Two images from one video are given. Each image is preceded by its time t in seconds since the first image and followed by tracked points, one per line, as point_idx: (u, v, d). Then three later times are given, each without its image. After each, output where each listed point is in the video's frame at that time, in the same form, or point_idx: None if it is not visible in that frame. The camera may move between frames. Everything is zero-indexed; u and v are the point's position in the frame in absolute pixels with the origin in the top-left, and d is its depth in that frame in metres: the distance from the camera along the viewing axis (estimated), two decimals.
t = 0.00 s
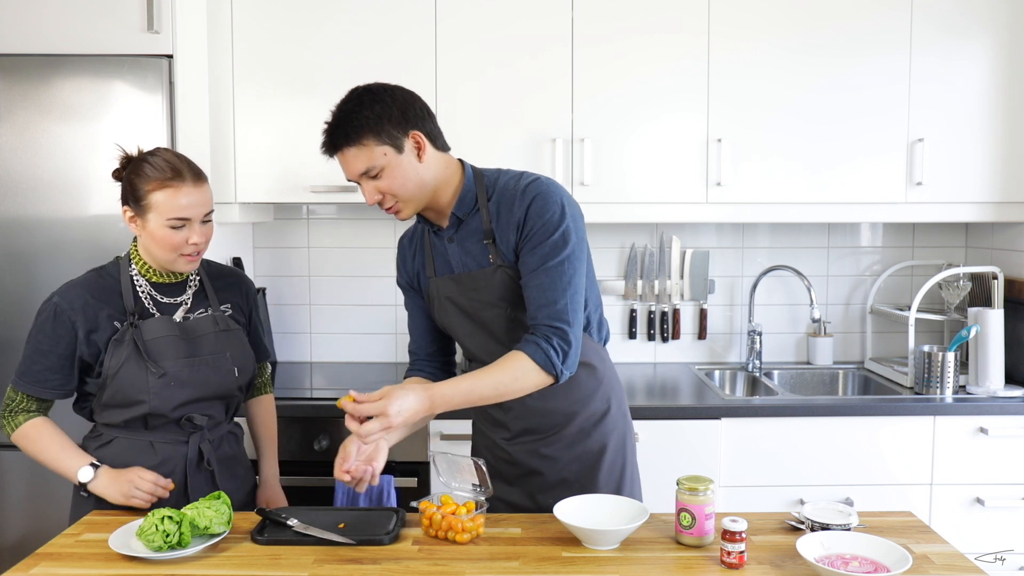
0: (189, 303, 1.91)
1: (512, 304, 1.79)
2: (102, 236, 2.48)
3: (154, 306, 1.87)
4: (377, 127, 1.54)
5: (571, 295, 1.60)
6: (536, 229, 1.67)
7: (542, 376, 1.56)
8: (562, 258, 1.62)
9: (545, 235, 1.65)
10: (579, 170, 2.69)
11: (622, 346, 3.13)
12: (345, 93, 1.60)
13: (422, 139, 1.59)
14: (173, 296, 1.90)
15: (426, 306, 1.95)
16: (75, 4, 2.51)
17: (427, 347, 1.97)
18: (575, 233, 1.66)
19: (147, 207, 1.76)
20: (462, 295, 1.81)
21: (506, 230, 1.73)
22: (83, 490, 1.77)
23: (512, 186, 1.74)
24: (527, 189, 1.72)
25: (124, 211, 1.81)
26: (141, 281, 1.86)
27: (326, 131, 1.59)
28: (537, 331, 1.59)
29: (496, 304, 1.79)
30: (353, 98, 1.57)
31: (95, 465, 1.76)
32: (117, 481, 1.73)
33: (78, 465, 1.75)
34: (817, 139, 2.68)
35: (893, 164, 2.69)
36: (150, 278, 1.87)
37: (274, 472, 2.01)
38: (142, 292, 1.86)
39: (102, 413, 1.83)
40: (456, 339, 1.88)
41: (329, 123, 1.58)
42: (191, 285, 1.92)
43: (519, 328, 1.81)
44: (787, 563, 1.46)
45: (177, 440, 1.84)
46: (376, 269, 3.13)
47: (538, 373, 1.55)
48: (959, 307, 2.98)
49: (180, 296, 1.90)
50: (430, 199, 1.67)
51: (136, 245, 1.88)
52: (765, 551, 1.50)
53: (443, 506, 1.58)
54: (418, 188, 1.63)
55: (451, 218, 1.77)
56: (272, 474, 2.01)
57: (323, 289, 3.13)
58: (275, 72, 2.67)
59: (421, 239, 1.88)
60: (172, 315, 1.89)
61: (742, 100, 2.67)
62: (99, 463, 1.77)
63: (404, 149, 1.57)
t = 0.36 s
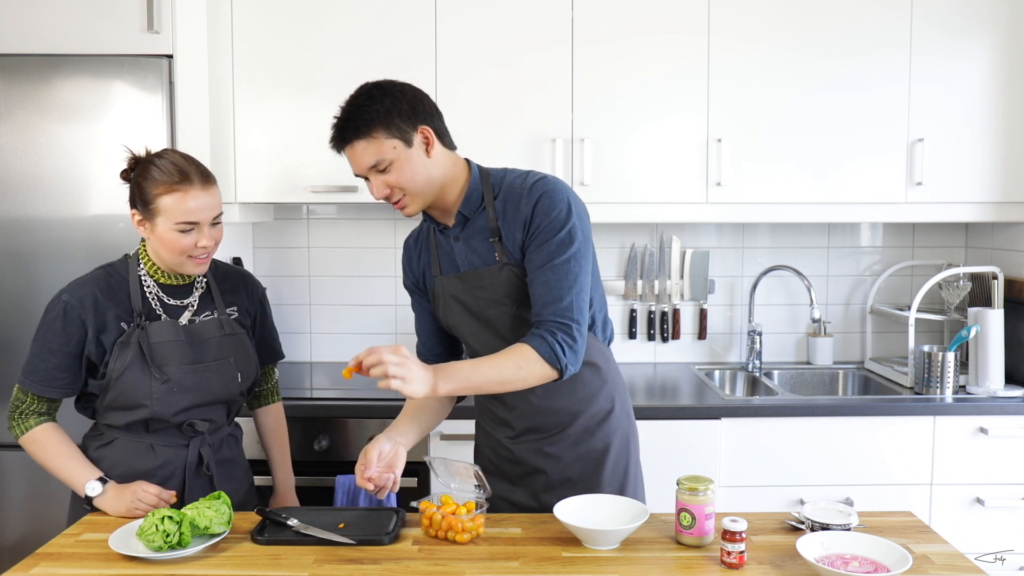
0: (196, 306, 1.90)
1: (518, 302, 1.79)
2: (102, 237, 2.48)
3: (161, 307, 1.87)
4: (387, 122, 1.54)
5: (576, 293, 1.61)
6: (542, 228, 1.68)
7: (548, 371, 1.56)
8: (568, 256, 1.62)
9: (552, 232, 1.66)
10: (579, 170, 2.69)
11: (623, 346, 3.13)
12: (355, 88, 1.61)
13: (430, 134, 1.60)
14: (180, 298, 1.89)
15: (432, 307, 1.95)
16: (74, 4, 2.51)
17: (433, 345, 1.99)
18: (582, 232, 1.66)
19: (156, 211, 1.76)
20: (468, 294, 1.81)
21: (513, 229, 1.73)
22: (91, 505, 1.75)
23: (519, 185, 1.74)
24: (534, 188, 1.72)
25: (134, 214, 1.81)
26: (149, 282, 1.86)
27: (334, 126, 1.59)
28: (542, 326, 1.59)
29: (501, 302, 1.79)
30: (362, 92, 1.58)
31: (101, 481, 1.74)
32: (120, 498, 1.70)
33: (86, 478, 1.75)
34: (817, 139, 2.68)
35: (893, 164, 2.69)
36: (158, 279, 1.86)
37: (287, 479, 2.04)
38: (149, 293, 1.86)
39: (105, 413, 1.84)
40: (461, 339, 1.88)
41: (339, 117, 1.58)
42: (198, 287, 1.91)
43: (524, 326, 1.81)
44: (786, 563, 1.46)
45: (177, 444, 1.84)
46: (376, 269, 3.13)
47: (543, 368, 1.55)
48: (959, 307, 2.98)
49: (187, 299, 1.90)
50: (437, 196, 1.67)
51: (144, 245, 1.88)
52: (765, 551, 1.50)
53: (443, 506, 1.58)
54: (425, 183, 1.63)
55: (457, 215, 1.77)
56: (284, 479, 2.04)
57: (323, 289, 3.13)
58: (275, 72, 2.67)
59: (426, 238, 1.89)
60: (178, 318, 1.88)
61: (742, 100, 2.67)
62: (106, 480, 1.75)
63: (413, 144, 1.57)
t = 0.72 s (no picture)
0: (197, 306, 1.90)
1: (518, 303, 1.79)
2: (102, 236, 2.48)
3: (163, 307, 1.87)
4: (390, 122, 1.54)
5: (576, 294, 1.61)
6: (543, 229, 1.68)
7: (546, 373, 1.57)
8: (569, 257, 1.62)
9: (553, 232, 1.66)
10: (579, 170, 2.68)
11: (622, 346, 3.13)
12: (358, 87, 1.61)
13: (433, 134, 1.59)
14: (181, 298, 1.89)
15: (433, 305, 1.95)
16: (74, 4, 2.51)
17: (433, 343, 1.99)
18: (583, 233, 1.66)
19: (158, 210, 1.76)
20: (469, 293, 1.81)
21: (514, 229, 1.73)
22: (91, 505, 1.75)
23: (521, 185, 1.74)
24: (535, 189, 1.72)
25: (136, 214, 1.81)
26: (150, 281, 1.86)
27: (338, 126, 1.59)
28: (541, 325, 1.60)
29: (502, 303, 1.79)
30: (366, 92, 1.58)
31: (101, 481, 1.74)
32: (119, 498, 1.70)
33: (86, 478, 1.75)
34: (817, 139, 2.68)
35: (893, 164, 2.69)
36: (159, 279, 1.86)
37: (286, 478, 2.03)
38: (150, 293, 1.86)
39: (105, 414, 1.84)
40: (462, 338, 1.88)
41: (343, 116, 1.59)
42: (200, 288, 1.91)
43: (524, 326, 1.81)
44: (786, 562, 1.46)
45: (177, 444, 1.84)
46: (376, 269, 3.13)
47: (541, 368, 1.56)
48: (959, 307, 2.98)
49: (188, 299, 1.90)
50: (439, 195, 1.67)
51: (146, 244, 1.88)
52: (765, 551, 1.50)
53: (443, 506, 1.58)
54: (428, 183, 1.63)
55: (459, 215, 1.77)
56: (284, 482, 2.03)
57: (324, 289, 3.13)
58: (275, 72, 2.67)
59: (427, 237, 1.89)
60: (180, 318, 1.88)
61: (742, 100, 2.67)
62: (106, 480, 1.76)
63: (416, 144, 1.58)
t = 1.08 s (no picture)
0: (194, 306, 1.90)
1: (518, 301, 1.78)
2: (101, 236, 2.48)
3: (159, 307, 1.87)
4: (397, 119, 1.55)
5: (581, 295, 1.61)
6: (546, 228, 1.68)
7: (548, 373, 1.58)
8: (573, 257, 1.63)
9: (554, 233, 1.66)
10: (579, 170, 2.68)
11: (622, 346, 3.13)
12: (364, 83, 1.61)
13: (439, 131, 1.60)
14: (178, 298, 1.89)
15: (432, 302, 1.95)
16: (74, 4, 2.51)
17: (433, 340, 1.99)
18: (586, 234, 1.67)
19: (154, 210, 1.76)
20: (468, 290, 1.82)
21: (516, 227, 1.73)
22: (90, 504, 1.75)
23: (523, 184, 1.75)
24: (537, 188, 1.72)
25: (131, 214, 1.81)
26: (147, 281, 1.86)
27: (343, 121, 1.60)
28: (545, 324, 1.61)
29: (502, 300, 1.79)
30: (372, 88, 1.58)
31: (101, 481, 1.74)
32: (119, 498, 1.70)
33: (85, 478, 1.74)
34: (817, 139, 2.68)
35: (893, 164, 2.69)
36: (155, 279, 1.86)
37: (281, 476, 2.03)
38: (147, 293, 1.86)
39: (102, 414, 1.84)
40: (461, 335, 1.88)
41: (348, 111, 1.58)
42: (196, 288, 1.91)
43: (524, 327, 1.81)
44: (786, 563, 1.46)
45: (175, 445, 1.84)
46: (376, 269, 3.13)
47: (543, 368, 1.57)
48: (959, 307, 2.98)
49: (185, 299, 1.90)
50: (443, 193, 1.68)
51: (142, 244, 1.88)
52: (765, 551, 1.50)
53: (443, 506, 1.58)
54: (434, 180, 1.64)
55: (461, 212, 1.78)
56: (283, 482, 2.03)
57: (324, 289, 3.13)
58: (276, 73, 2.67)
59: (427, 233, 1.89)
60: (176, 318, 1.88)
61: (742, 100, 2.67)
62: (105, 480, 1.76)
63: (421, 142, 1.58)
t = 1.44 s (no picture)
0: (192, 305, 1.91)
1: (529, 298, 1.79)
2: (102, 236, 2.48)
3: (157, 306, 1.87)
4: (449, 105, 1.55)
5: (603, 305, 1.69)
6: (574, 233, 1.72)
7: (568, 378, 1.65)
8: (600, 268, 1.69)
9: (582, 241, 1.71)
10: (579, 170, 2.68)
11: (622, 346, 3.13)
12: (412, 60, 1.61)
13: (482, 122, 1.63)
14: (176, 297, 1.89)
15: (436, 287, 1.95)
16: (74, 4, 2.51)
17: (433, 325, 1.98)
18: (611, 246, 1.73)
19: (154, 208, 1.76)
20: (479, 279, 1.81)
21: (543, 226, 1.76)
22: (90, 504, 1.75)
23: (555, 186, 1.78)
24: (569, 192, 1.75)
25: (128, 212, 1.80)
26: (144, 280, 1.86)
27: (388, 95, 1.58)
28: (564, 330, 1.67)
29: (514, 294, 1.79)
30: (425, 68, 1.58)
31: (100, 481, 1.74)
32: (119, 498, 1.70)
33: (84, 478, 1.74)
34: (817, 139, 2.68)
35: (893, 164, 2.69)
36: (153, 278, 1.87)
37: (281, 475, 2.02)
38: (145, 292, 1.86)
39: (101, 414, 1.83)
40: (461, 326, 1.88)
41: (394, 88, 1.57)
42: (194, 287, 1.91)
43: (531, 328, 1.80)
44: (786, 562, 1.46)
45: (174, 444, 1.84)
46: (375, 269, 3.13)
47: (563, 373, 1.64)
48: (959, 307, 2.98)
49: (183, 298, 1.90)
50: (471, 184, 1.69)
51: (140, 244, 1.88)
52: (766, 551, 1.50)
53: (443, 506, 1.58)
54: (469, 170, 1.65)
55: (485, 201, 1.79)
56: (284, 482, 2.03)
57: (323, 289, 3.13)
58: (276, 73, 2.67)
59: (444, 215, 1.90)
60: (175, 317, 1.88)
61: (741, 100, 2.67)
62: (105, 480, 1.76)
63: (466, 131, 1.60)
